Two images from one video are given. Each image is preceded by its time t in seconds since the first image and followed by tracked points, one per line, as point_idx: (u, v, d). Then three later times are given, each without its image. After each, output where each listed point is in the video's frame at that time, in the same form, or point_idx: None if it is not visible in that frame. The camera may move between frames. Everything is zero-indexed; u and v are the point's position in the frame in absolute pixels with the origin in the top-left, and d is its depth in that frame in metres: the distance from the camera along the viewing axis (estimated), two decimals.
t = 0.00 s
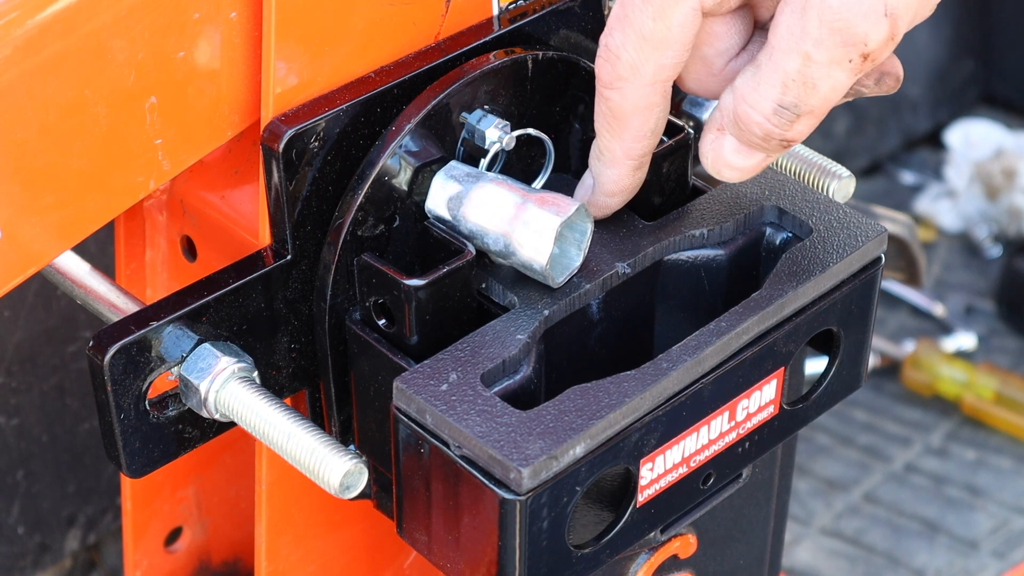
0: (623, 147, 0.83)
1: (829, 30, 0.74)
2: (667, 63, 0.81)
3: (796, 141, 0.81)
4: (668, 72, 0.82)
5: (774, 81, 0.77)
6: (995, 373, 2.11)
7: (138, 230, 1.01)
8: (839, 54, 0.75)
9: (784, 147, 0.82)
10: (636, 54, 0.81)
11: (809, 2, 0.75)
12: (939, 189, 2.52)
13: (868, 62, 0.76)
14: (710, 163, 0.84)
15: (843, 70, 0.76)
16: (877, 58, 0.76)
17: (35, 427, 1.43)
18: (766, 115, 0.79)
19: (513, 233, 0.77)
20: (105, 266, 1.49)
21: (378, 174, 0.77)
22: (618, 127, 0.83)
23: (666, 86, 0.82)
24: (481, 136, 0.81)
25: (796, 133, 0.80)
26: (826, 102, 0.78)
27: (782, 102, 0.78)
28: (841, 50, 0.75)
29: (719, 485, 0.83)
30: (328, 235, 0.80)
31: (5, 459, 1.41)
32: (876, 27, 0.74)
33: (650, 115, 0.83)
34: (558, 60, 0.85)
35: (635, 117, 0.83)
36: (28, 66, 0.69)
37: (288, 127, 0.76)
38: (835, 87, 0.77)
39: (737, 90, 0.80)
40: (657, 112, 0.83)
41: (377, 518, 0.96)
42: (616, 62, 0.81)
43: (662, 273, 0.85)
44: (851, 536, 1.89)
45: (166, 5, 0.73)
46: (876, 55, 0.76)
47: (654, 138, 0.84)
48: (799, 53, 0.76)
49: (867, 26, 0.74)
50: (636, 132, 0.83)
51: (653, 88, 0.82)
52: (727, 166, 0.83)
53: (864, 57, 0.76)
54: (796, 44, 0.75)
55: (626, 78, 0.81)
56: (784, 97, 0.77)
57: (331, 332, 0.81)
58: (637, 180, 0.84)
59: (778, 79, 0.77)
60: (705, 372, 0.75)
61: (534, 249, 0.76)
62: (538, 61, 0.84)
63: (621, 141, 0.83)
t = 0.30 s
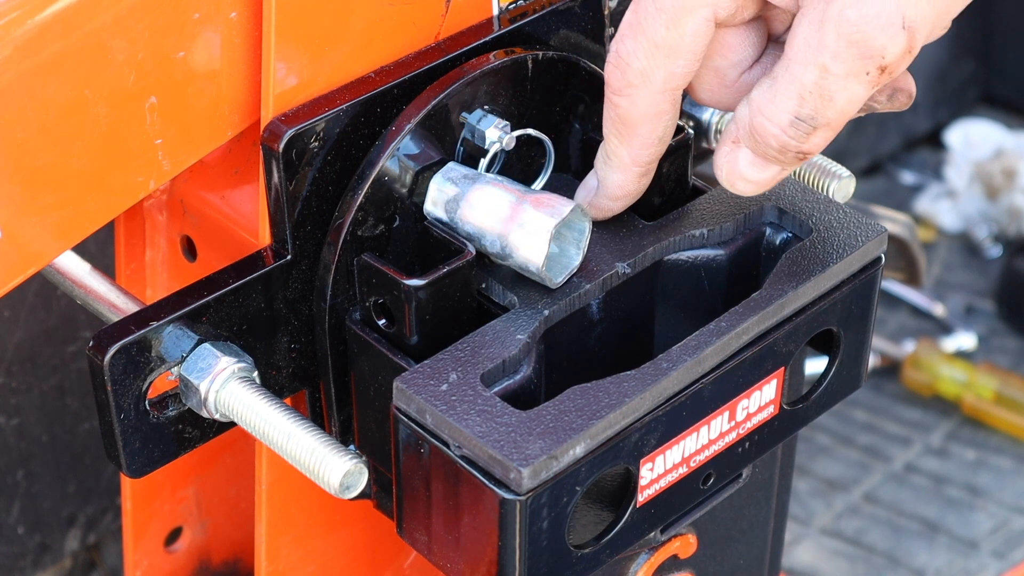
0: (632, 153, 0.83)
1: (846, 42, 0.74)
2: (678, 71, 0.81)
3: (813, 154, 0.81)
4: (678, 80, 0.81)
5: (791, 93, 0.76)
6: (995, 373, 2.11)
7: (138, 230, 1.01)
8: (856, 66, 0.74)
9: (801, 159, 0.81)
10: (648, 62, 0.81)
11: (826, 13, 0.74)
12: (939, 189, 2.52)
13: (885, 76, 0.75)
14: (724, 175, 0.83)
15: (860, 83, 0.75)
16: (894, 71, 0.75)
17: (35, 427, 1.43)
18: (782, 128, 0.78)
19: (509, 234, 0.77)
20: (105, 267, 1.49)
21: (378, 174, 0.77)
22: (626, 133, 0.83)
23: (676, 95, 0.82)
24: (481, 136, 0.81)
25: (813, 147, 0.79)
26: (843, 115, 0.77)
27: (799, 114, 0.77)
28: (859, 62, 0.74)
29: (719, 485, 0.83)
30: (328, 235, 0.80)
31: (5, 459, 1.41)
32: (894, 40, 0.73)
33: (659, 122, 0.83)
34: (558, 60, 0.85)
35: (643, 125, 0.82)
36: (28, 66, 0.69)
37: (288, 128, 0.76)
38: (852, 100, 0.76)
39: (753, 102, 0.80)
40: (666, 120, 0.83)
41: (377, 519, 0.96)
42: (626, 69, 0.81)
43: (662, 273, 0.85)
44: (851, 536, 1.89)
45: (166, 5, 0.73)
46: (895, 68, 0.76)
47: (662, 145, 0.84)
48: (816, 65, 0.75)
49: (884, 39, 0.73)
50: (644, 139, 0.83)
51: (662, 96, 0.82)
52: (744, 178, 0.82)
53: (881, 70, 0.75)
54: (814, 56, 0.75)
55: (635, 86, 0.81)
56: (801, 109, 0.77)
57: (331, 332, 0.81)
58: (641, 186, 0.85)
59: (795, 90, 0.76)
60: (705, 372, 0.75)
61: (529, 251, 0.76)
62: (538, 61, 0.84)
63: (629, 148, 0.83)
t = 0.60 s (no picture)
0: (589, 103, 0.78)
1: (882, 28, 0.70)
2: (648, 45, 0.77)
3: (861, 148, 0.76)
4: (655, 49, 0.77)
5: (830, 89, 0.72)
6: (995, 373, 2.11)
7: (138, 230, 1.01)
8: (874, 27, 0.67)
9: (855, 75, 0.69)
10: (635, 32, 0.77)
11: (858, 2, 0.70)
12: (939, 189, 2.52)
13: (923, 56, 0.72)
14: (772, 106, 0.71)
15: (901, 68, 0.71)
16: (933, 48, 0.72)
17: (35, 427, 1.44)
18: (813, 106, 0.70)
19: (508, 233, 0.77)
20: (105, 266, 1.49)
21: (378, 174, 0.77)
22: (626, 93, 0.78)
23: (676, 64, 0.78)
24: (481, 136, 0.81)
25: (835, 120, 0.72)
26: (894, 25, 0.68)
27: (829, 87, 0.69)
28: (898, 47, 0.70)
29: (719, 485, 0.83)
30: (328, 235, 0.80)
31: (5, 459, 1.41)
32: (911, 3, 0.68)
33: (630, 73, 0.77)
34: (558, 61, 0.85)
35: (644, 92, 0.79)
36: (28, 65, 0.69)
37: (288, 127, 0.76)
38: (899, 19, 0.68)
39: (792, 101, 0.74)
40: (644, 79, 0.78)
41: (377, 518, 0.96)
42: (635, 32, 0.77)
43: (662, 273, 0.85)
44: (851, 536, 1.89)
45: (166, 5, 0.73)
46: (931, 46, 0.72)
47: (631, 106, 0.79)
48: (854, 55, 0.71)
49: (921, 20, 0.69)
50: (609, 84, 0.78)
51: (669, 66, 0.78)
52: (791, 105, 0.70)
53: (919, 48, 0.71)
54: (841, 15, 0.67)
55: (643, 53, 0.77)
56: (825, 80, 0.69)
57: (331, 332, 0.81)
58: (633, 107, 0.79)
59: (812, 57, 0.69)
60: (705, 372, 0.75)
61: (527, 250, 0.76)
62: (538, 61, 0.84)
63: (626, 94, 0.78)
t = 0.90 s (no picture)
0: (599, 87, 0.79)
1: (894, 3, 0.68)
2: (673, 14, 0.76)
3: (860, 119, 0.76)
4: (671, 24, 0.76)
5: (836, 57, 0.71)
6: (995, 373, 2.11)
7: (139, 230, 1.01)
8: (905, 29, 0.69)
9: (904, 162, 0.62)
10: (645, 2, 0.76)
11: None
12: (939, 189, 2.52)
13: (934, 37, 0.70)
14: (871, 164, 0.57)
15: (909, 45, 0.70)
16: (942, 32, 0.70)
17: (35, 427, 1.44)
18: (829, 94, 0.73)
19: (511, 232, 0.77)
20: (105, 267, 1.49)
21: (378, 174, 0.78)
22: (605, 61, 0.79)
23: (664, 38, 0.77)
24: (481, 136, 0.81)
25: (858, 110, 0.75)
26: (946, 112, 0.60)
27: (846, 80, 0.72)
28: (908, 25, 0.69)
29: (719, 485, 0.83)
30: (328, 235, 0.80)
31: (5, 459, 1.41)
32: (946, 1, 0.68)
33: (639, 62, 0.78)
34: (558, 60, 0.85)
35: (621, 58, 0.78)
36: (28, 65, 0.69)
37: (288, 127, 0.76)
38: None
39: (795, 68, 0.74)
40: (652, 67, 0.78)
41: (377, 518, 0.96)
42: None
43: (662, 272, 0.85)
44: (851, 536, 1.89)
45: (166, 4, 0.73)
46: (941, 30, 0.70)
47: (637, 87, 0.80)
48: (864, 28, 0.70)
49: None
50: (616, 75, 0.79)
51: (651, 35, 0.77)
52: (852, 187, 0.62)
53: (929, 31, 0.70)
54: (860, 19, 0.69)
55: (628, 14, 0.76)
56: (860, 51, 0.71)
57: (331, 332, 0.81)
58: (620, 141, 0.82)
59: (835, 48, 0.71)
60: (705, 372, 0.75)
61: (531, 249, 0.76)
62: (538, 61, 0.84)
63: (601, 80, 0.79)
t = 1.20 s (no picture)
0: (593, 99, 0.81)
1: (878, 7, 0.70)
2: (661, 24, 0.78)
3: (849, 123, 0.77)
4: (660, 34, 0.79)
5: (824, 63, 0.73)
6: (995, 373, 2.11)
7: (139, 230, 1.01)
8: (890, 32, 0.71)
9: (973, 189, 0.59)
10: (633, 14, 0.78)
11: None
12: (939, 189, 2.52)
13: (918, 40, 0.72)
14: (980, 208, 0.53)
15: (894, 48, 0.72)
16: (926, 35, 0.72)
17: (35, 426, 1.44)
18: (817, 99, 0.74)
19: (509, 234, 0.77)
20: (105, 266, 1.49)
21: (378, 174, 0.78)
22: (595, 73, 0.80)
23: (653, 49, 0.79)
24: (481, 136, 0.81)
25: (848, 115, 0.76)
26: None
27: (833, 84, 0.73)
28: (892, 28, 0.70)
29: (719, 485, 0.83)
30: (328, 235, 0.80)
31: (5, 459, 1.41)
32: (927, 4, 0.70)
33: (630, 72, 0.80)
34: (558, 60, 0.85)
35: (612, 68, 0.80)
36: (28, 65, 0.69)
37: (288, 127, 0.76)
38: None
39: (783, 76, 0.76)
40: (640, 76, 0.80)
41: (377, 519, 0.96)
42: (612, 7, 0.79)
43: (662, 273, 0.85)
44: (851, 536, 1.89)
45: (166, 4, 0.73)
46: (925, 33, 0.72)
47: (630, 99, 0.81)
48: (848, 33, 0.71)
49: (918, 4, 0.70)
50: (608, 87, 0.80)
51: (640, 45, 0.79)
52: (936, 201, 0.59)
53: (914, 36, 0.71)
54: (844, 24, 0.71)
55: (615, 26, 0.79)
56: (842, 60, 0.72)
57: (331, 332, 0.81)
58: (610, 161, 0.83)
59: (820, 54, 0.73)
60: (705, 372, 0.75)
61: (529, 251, 0.76)
62: (538, 61, 0.84)
63: (593, 92, 0.81)
